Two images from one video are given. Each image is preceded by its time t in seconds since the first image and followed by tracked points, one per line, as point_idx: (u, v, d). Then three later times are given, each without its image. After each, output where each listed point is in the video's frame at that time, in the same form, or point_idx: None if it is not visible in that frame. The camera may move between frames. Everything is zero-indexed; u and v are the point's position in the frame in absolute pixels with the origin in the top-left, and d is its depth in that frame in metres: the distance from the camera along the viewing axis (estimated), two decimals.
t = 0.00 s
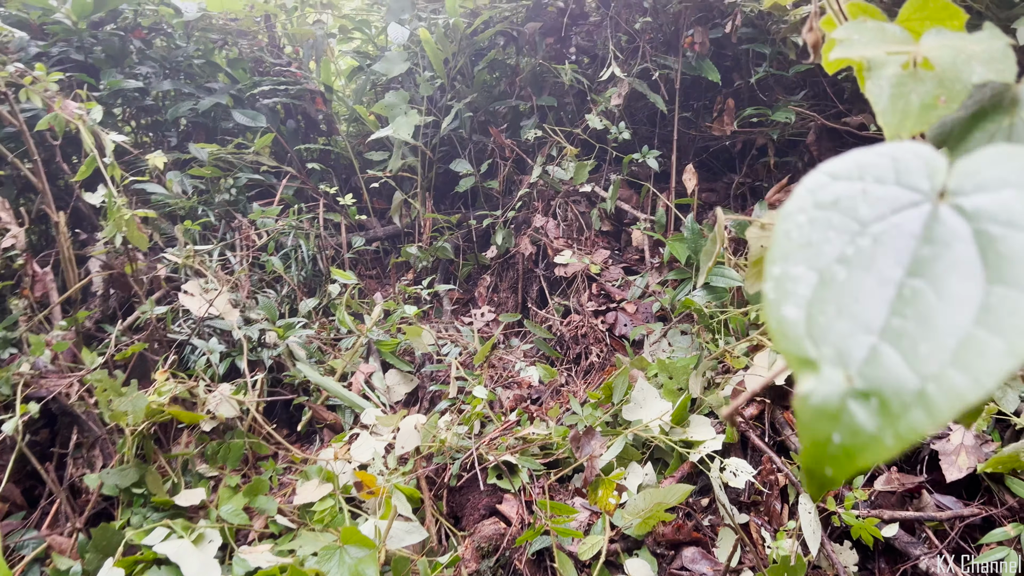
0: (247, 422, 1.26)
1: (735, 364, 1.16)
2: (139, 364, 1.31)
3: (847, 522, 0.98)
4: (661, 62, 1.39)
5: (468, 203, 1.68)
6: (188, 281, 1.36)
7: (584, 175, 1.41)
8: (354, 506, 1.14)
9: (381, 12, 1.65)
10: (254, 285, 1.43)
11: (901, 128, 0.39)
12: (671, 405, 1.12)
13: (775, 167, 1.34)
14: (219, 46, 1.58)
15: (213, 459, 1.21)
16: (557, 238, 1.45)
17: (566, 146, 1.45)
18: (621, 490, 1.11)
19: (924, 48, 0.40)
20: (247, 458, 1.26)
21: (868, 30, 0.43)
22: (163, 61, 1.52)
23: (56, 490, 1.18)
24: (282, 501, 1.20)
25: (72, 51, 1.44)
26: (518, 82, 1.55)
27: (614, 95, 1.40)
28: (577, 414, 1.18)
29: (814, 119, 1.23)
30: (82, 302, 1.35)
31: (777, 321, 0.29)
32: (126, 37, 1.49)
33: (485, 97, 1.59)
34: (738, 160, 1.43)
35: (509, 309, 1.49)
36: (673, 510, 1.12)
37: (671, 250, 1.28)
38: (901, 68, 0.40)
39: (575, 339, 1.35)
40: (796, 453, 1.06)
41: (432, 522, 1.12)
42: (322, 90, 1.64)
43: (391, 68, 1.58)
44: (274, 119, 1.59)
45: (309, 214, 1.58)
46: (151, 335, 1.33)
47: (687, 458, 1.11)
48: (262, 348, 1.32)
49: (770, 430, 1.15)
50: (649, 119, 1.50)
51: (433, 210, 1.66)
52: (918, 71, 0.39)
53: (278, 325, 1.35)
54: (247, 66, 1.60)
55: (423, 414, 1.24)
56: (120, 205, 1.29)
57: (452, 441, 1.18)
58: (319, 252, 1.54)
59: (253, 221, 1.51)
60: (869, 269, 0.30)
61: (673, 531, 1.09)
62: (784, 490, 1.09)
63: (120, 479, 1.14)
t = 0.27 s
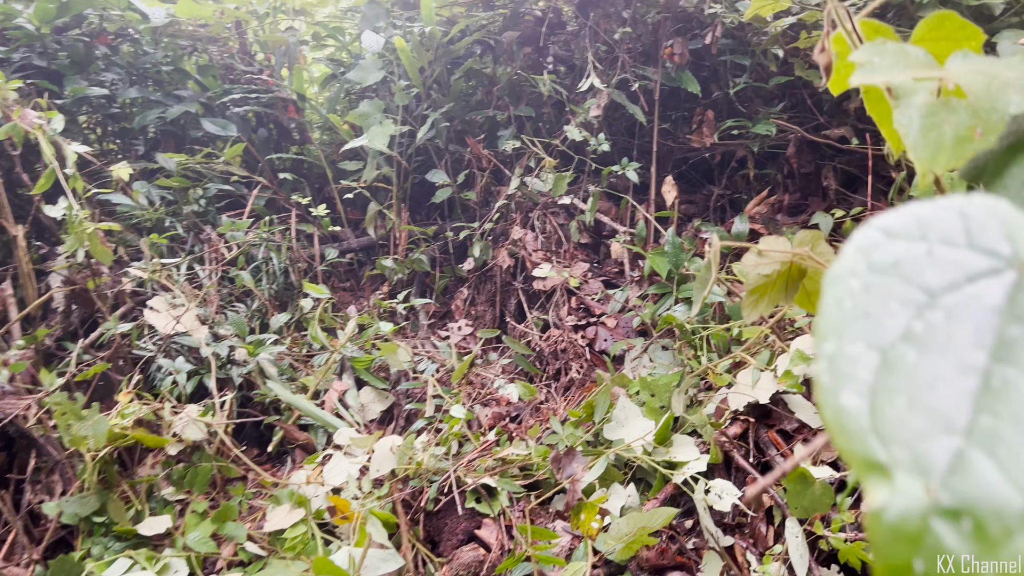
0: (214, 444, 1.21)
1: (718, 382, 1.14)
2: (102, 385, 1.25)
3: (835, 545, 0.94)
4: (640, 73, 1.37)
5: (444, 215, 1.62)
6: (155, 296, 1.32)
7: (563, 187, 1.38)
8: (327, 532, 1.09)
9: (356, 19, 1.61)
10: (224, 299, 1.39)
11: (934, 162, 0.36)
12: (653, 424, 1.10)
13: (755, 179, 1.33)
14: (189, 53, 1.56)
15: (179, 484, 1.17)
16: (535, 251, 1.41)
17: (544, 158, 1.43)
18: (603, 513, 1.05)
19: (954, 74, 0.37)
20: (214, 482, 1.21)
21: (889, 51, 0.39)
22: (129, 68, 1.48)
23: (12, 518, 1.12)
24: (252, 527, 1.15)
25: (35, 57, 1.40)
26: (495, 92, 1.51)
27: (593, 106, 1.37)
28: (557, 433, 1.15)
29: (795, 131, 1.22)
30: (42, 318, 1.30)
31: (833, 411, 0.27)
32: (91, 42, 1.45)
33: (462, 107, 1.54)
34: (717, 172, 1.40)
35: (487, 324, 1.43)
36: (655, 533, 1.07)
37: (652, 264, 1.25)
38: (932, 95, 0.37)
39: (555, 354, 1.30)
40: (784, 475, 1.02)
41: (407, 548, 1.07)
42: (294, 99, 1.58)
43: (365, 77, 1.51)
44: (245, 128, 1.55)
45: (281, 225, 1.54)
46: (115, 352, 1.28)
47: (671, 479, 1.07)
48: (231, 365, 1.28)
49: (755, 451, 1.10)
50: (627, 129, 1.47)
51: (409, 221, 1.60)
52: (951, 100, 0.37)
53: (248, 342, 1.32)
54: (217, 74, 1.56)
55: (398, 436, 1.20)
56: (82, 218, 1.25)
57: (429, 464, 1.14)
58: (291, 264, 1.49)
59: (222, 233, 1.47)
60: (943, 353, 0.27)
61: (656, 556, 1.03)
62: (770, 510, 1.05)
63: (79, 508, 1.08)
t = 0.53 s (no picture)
0: (190, 471, 1.17)
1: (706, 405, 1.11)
2: (72, 409, 1.21)
3: None
4: (624, 88, 1.35)
5: (426, 229, 1.59)
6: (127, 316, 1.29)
7: (547, 203, 1.34)
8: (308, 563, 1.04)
9: (335, 29, 1.57)
10: (199, 318, 1.35)
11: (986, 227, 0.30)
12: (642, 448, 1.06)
13: (739, 195, 1.31)
14: (163, 63, 1.51)
15: (153, 513, 1.10)
16: (519, 267, 1.38)
17: (528, 172, 1.39)
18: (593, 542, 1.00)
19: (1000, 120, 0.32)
20: (188, 511, 1.16)
21: (924, 94, 0.34)
22: (101, 78, 1.44)
23: None
24: (228, 557, 1.10)
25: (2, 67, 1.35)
26: (477, 105, 1.49)
27: (577, 121, 1.34)
28: (544, 457, 1.11)
29: (781, 147, 1.20)
30: (8, 340, 1.25)
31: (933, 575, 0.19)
32: (61, 52, 1.40)
33: (443, 119, 1.51)
34: (702, 187, 1.37)
35: (470, 340, 1.40)
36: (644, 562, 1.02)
37: (638, 282, 1.21)
38: (978, 147, 0.31)
39: (539, 373, 1.27)
40: (775, 501, 0.98)
41: None
42: (272, 110, 1.54)
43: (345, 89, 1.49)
44: (221, 140, 1.51)
45: (258, 240, 1.49)
46: (85, 375, 1.23)
47: (660, 505, 1.04)
48: (207, 388, 1.24)
49: (745, 474, 1.06)
50: (610, 142, 1.45)
51: (389, 236, 1.57)
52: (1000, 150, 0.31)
53: (224, 363, 1.28)
54: (193, 85, 1.53)
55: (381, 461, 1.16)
56: (51, 236, 1.20)
57: (412, 490, 1.10)
58: (268, 280, 1.45)
59: (198, 249, 1.43)
60: None
61: None
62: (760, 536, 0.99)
63: (47, 541, 1.03)
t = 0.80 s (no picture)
0: (164, 499, 1.13)
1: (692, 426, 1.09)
2: (41, 434, 1.18)
3: None
4: (607, 104, 1.33)
5: (407, 244, 1.56)
6: (98, 338, 1.25)
7: (530, 221, 1.31)
8: None
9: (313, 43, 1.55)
10: (173, 338, 1.31)
11: None
12: (628, 471, 1.01)
13: (721, 211, 1.29)
14: (137, 75, 1.46)
15: (125, 544, 1.06)
16: (501, 284, 1.34)
17: (511, 189, 1.36)
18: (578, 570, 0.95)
19: None
20: (162, 539, 1.12)
21: (955, 142, 0.37)
22: (73, 90, 1.40)
23: None
24: None
25: None
26: (459, 120, 1.46)
27: (559, 137, 1.32)
28: (529, 481, 1.05)
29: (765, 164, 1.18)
30: None
31: None
32: (32, 63, 1.36)
33: (423, 133, 1.49)
34: (684, 204, 1.36)
35: (450, 359, 1.36)
36: None
37: (622, 300, 1.18)
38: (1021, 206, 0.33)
39: (522, 394, 1.24)
40: (764, 525, 0.94)
41: None
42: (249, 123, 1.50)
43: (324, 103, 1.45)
44: (196, 154, 1.47)
45: (235, 258, 1.46)
46: (54, 398, 1.20)
47: (647, 531, 0.99)
48: (181, 412, 1.20)
49: (732, 497, 1.04)
50: (592, 157, 1.43)
51: (369, 253, 1.53)
52: None
53: (200, 384, 1.24)
54: (168, 98, 1.50)
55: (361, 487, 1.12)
56: (18, 255, 1.16)
57: (394, 516, 1.07)
58: (244, 297, 1.41)
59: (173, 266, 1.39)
60: None
61: None
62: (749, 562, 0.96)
63: None
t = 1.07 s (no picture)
0: (142, 528, 1.09)
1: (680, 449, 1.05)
2: (14, 461, 1.15)
3: None
4: (592, 124, 1.33)
5: (390, 262, 1.55)
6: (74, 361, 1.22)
7: (515, 240, 1.30)
8: None
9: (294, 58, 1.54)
10: (151, 361, 1.29)
11: None
12: (618, 495, 0.98)
13: (706, 230, 1.29)
14: (115, 90, 1.45)
15: None
16: (485, 303, 1.33)
17: (495, 208, 1.35)
18: None
19: None
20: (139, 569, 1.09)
21: (983, 198, 0.35)
22: (49, 106, 1.38)
23: None
24: None
25: None
26: (442, 137, 1.45)
27: (544, 156, 1.31)
28: (517, 506, 1.00)
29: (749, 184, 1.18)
30: None
31: None
32: (6, 79, 1.34)
33: (406, 150, 1.48)
34: (668, 222, 1.35)
35: (434, 380, 1.35)
36: None
37: (608, 321, 1.15)
38: None
39: (507, 416, 1.23)
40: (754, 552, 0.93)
41: None
42: (229, 140, 1.48)
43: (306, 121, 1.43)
44: (175, 171, 1.45)
45: (214, 278, 1.43)
46: (26, 424, 1.17)
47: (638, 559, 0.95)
48: (159, 437, 1.17)
49: (722, 523, 1.02)
50: (576, 175, 1.42)
51: (352, 271, 1.51)
52: None
53: (179, 408, 1.21)
54: (145, 113, 1.47)
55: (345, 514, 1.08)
56: None
57: (378, 545, 1.02)
58: (224, 318, 1.38)
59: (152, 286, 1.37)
60: None
61: None
62: None
63: None
